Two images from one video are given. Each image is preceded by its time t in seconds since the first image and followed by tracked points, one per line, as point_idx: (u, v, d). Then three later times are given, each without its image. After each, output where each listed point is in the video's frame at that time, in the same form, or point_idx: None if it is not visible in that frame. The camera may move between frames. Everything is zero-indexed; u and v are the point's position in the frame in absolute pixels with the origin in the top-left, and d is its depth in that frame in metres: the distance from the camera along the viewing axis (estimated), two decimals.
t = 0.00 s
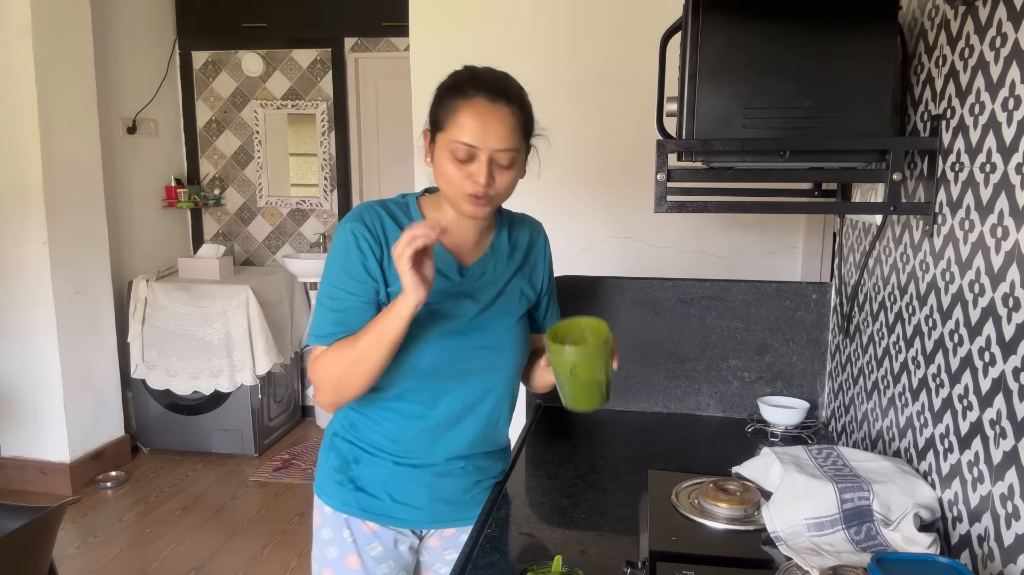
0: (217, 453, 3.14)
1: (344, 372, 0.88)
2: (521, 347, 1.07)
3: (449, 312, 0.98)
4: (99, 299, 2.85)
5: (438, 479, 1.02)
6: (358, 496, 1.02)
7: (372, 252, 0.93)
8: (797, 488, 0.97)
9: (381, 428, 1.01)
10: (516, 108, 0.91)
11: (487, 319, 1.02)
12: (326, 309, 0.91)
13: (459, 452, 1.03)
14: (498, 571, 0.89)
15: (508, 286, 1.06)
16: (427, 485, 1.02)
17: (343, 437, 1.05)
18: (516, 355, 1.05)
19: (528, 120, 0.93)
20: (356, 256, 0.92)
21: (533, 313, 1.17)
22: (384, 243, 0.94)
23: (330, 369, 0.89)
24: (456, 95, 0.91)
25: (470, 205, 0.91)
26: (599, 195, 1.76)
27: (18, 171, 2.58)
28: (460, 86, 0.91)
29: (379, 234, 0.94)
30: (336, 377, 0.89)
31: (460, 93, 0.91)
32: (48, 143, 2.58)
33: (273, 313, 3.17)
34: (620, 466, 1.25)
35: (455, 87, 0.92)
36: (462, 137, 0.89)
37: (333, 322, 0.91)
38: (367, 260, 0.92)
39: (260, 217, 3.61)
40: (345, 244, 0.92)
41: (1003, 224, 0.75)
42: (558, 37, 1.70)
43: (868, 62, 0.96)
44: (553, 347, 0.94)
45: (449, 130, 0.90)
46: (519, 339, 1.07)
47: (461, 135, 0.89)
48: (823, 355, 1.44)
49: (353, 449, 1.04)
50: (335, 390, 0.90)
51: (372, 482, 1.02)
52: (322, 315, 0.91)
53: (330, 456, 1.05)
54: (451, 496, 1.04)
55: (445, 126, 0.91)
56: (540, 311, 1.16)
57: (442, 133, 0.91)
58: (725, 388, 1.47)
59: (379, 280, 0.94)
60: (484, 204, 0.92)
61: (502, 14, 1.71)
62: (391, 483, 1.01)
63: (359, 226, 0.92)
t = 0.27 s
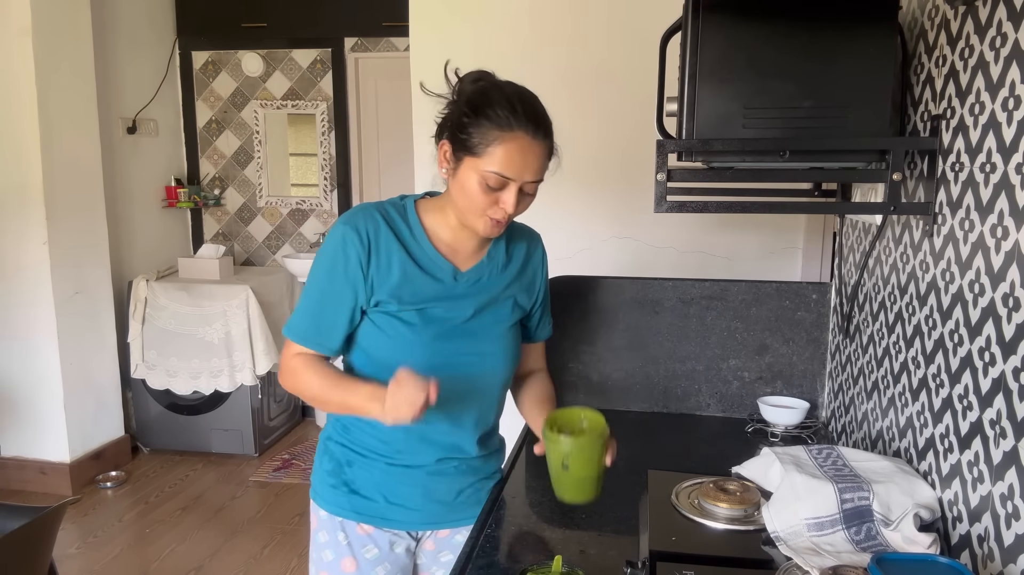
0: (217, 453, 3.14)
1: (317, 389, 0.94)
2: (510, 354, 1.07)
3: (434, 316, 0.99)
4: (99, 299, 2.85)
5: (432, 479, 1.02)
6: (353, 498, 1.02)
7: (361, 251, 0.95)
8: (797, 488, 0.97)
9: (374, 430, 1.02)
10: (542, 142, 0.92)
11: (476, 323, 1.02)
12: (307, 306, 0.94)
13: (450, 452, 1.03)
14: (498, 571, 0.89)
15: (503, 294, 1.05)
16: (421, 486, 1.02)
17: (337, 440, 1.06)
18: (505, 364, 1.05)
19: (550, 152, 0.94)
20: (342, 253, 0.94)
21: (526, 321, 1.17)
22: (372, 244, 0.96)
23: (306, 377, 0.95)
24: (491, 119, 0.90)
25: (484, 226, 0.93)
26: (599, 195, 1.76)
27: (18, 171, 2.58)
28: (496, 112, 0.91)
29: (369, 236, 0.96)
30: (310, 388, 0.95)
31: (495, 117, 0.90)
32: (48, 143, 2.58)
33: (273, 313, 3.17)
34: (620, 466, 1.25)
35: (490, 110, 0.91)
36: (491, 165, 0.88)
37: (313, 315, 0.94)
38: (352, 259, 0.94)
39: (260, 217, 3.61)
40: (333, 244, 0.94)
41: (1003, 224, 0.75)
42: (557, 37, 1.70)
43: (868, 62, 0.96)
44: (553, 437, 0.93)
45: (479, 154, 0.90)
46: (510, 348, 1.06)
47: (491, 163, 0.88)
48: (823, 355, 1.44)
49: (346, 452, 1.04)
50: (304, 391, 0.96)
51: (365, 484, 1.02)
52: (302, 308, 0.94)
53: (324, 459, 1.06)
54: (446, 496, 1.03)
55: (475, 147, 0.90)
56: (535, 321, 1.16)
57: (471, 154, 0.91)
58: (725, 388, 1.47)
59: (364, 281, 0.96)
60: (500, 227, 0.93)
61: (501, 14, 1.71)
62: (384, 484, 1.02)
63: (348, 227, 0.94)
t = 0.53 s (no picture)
0: (217, 453, 3.14)
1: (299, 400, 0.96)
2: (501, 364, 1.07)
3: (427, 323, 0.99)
4: (99, 299, 2.85)
5: (415, 480, 1.06)
6: (338, 497, 1.05)
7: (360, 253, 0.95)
8: (797, 488, 0.97)
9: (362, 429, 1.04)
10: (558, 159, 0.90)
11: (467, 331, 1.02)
12: (302, 299, 0.94)
13: (436, 454, 1.06)
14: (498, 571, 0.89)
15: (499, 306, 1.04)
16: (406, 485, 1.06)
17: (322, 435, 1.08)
18: (494, 374, 1.06)
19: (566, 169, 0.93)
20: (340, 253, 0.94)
21: (521, 334, 1.15)
22: (372, 244, 0.96)
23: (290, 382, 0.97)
24: (511, 133, 0.89)
25: (494, 240, 0.92)
26: (599, 195, 1.76)
27: (18, 171, 2.58)
28: (516, 126, 0.89)
29: (370, 236, 0.95)
30: (293, 393, 0.97)
31: (515, 133, 0.89)
32: (48, 143, 2.58)
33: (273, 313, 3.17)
34: (620, 466, 1.25)
35: (510, 123, 0.89)
36: (506, 182, 0.88)
37: (304, 312, 0.94)
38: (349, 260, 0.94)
39: (260, 217, 3.61)
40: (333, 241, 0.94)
41: (1003, 224, 0.75)
42: (558, 37, 1.70)
43: (868, 62, 0.96)
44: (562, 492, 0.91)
45: (495, 169, 0.89)
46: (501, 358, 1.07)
47: (506, 181, 0.88)
48: (823, 355, 1.44)
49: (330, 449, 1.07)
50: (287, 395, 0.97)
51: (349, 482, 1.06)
52: (294, 302, 0.94)
53: (307, 455, 1.09)
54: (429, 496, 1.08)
55: (492, 160, 0.89)
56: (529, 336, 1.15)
57: (486, 168, 0.90)
58: (725, 388, 1.47)
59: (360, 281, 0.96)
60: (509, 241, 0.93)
61: (502, 14, 1.71)
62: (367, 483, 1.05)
63: (351, 227, 0.94)
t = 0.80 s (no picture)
0: (218, 453, 3.14)
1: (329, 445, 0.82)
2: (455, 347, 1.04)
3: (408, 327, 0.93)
4: (99, 299, 2.85)
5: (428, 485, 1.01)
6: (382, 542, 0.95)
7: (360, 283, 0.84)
8: (797, 488, 0.97)
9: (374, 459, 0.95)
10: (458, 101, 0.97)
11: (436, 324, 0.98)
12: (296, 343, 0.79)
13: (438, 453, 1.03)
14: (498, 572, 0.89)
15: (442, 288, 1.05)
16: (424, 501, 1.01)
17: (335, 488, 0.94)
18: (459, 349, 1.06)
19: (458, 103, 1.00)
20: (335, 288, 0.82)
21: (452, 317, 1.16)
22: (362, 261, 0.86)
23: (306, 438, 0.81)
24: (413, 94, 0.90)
25: (429, 204, 0.97)
26: (599, 196, 1.76)
27: (18, 171, 2.58)
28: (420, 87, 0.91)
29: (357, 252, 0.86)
30: (310, 447, 0.82)
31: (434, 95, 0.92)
32: (48, 143, 2.58)
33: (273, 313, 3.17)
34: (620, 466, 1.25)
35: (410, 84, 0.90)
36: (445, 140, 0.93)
37: (305, 361, 0.80)
38: (353, 293, 0.83)
39: (260, 217, 3.61)
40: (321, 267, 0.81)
41: (1003, 224, 0.75)
42: (557, 38, 1.70)
43: (869, 61, 0.96)
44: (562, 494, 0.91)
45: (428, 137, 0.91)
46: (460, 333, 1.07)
47: (445, 139, 0.93)
48: (823, 355, 1.44)
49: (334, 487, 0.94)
50: (309, 452, 0.82)
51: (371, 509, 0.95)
52: (291, 356, 0.79)
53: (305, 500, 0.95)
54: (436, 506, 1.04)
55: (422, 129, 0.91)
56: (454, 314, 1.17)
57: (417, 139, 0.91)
58: (725, 388, 1.47)
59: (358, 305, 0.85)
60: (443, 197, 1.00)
61: (501, 14, 1.71)
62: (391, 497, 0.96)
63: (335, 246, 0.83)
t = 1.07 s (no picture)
0: (218, 453, 3.14)
1: (379, 441, 0.88)
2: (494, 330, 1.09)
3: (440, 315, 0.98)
4: (99, 299, 2.85)
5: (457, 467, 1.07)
6: (379, 509, 1.00)
7: (372, 275, 0.90)
8: (797, 488, 0.97)
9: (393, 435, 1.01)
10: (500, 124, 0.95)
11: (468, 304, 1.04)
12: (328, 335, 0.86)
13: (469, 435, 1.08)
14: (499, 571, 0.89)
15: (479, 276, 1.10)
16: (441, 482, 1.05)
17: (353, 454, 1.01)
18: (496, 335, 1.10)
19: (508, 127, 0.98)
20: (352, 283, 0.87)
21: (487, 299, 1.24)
22: (382, 258, 0.92)
23: (356, 429, 0.88)
24: (450, 106, 0.92)
25: (465, 213, 0.98)
26: (599, 196, 1.76)
27: (18, 171, 2.58)
28: (456, 100, 0.92)
29: (372, 251, 0.91)
30: (362, 439, 0.89)
31: (464, 109, 0.92)
32: (48, 143, 2.58)
33: (273, 313, 3.17)
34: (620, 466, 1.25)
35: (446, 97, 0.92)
36: (473, 156, 0.92)
37: (339, 353, 0.87)
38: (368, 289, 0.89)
39: (260, 217, 3.61)
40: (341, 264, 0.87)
41: (1003, 224, 0.75)
42: (557, 38, 1.70)
43: (868, 61, 0.96)
44: (563, 493, 0.91)
45: (456, 148, 0.92)
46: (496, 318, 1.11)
47: (472, 157, 0.92)
48: (823, 355, 1.44)
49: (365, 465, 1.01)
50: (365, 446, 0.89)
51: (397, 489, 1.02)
52: (328, 346, 0.86)
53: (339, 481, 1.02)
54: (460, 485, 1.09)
55: (450, 139, 0.92)
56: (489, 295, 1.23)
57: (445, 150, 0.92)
58: (725, 388, 1.47)
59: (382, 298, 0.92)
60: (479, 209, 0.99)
61: (501, 14, 1.71)
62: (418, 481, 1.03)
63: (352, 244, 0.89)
